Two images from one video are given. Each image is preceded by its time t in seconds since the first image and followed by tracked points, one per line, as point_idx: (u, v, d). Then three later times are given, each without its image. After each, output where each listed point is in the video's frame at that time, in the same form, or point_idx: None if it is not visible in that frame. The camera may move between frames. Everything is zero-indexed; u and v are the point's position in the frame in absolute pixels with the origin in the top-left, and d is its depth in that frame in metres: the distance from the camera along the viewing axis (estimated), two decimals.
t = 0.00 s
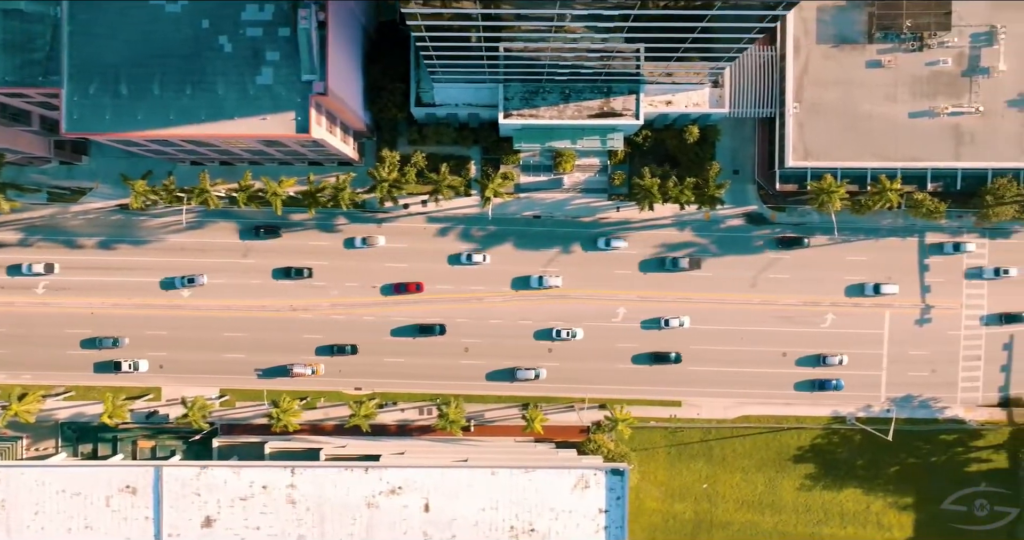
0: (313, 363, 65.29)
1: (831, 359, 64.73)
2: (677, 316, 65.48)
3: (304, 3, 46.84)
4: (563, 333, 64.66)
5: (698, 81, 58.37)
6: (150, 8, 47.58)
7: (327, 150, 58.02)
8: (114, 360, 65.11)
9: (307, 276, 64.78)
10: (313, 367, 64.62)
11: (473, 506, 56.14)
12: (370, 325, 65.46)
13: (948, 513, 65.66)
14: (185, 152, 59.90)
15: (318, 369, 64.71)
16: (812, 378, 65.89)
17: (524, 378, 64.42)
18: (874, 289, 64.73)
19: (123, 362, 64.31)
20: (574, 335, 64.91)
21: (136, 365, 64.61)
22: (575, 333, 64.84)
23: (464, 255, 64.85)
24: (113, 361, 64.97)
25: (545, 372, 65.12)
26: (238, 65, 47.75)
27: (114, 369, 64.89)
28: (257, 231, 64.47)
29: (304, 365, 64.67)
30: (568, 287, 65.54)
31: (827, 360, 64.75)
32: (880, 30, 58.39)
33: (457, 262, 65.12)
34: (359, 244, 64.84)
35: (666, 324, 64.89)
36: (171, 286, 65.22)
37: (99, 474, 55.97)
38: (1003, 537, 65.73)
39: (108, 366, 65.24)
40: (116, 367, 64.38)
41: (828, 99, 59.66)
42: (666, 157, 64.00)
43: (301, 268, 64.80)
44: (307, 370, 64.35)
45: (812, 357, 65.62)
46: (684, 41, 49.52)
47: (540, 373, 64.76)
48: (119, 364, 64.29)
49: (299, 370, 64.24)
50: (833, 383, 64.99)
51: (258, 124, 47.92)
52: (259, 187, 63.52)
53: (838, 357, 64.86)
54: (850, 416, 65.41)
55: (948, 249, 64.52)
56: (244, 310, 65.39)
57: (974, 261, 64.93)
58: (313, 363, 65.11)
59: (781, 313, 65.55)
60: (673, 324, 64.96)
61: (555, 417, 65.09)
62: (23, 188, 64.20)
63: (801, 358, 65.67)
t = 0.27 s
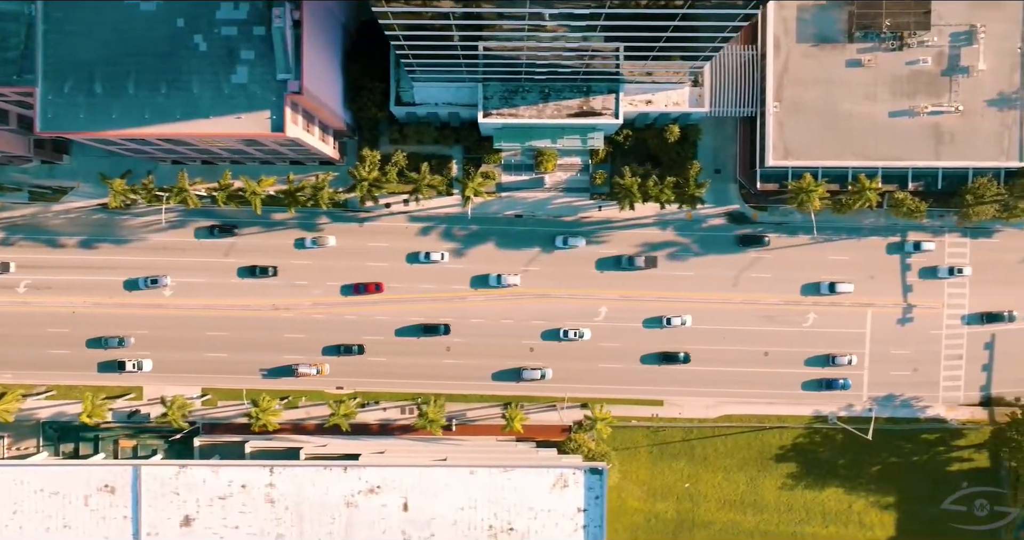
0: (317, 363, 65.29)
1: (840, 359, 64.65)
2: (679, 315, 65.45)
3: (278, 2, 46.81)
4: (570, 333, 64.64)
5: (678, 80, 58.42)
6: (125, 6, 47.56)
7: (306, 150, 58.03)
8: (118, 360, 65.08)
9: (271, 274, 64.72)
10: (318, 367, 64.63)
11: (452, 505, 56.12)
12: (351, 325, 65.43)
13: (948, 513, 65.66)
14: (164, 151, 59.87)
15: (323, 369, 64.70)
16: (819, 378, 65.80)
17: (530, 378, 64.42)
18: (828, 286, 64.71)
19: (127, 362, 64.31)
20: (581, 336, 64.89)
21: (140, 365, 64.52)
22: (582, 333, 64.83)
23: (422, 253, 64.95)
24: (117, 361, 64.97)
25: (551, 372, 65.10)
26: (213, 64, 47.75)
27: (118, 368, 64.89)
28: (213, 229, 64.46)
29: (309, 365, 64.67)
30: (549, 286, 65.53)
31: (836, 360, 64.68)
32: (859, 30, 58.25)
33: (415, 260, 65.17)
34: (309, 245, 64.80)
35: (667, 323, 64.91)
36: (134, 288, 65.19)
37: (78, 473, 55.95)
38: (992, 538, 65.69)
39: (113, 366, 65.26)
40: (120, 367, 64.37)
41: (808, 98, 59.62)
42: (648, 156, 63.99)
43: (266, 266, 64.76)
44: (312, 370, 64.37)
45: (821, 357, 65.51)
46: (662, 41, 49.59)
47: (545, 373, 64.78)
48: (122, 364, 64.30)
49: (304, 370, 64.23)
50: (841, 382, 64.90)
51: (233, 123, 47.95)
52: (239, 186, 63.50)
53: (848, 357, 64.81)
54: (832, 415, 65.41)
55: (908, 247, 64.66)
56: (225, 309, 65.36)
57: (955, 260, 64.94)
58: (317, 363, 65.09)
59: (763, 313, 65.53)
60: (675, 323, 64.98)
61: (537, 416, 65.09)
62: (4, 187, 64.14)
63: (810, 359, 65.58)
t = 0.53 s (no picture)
0: (322, 363, 65.29)
1: (850, 358, 64.61)
2: (681, 314, 65.42)
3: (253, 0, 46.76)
4: (578, 333, 64.66)
5: (658, 79, 58.39)
6: (99, 5, 47.53)
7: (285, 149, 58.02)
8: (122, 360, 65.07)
9: (234, 273, 64.67)
10: (323, 367, 64.65)
11: (431, 504, 56.11)
12: (333, 324, 65.38)
13: (950, 513, 65.60)
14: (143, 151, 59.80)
15: (328, 368, 64.73)
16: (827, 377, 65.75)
17: (536, 378, 64.45)
18: (783, 286, 64.86)
19: (131, 362, 64.29)
20: (589, 336, 64.89)
21: (143, 364, 64.49)
22: (590, 333, 64.82)
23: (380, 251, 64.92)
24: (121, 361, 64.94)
25: (557, 372, 65.12)
26: (188, 62, 47.72)
27: (122, 368, 64.88)
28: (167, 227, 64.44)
29: (314, 365, 64.65)
30: (531, 285, 65.50)
31: (845, 360, 64.65)
32: (839, 29, 58.16)
33: (372, 258, 65.12)
34: (258, 244, 64.81)
35: (669, 322, 64.87)
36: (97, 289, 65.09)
37: (56, 473, 55.93)
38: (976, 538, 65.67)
39: (117, 365, 65.25)
40: (124, 366, 64.35)
41: (788, 97, 59.59)
42: (629, 155, 63.97)
43: (230, 265, 64.67)
44: (317, 370, 64.38)
45: (830, 357, 65.45)
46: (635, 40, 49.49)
47: (551, 373, 64.79)
48: (126, 364, 64.28)
49: (309, 369, 64.22)
50: (848, 381, 64.85)
51: (208, 122, 47.92)
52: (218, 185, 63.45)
53: (857, 357, 64.75)
54: (814, 415, 65.39)
55: (869, 246, 64.55)
56: (207, 308, 65.30)
57: (937, 259, 64.96)
58: (322, 363, 65.08)
59: (745, 312, 65.52)
60: (676, 322, 64.95)
61: (519, 415, 65.08)
62: None
63: (819, 358, 65.53)
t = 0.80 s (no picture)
0: (326, 363, 65.29)
1: (858, 358, 64.60)
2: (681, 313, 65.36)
3: None
4: (585, 334, 64.71)
5: (637, 78, 58.40)
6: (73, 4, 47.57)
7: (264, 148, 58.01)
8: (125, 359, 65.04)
9: (199, 271, 64.59)
10: (328, 367, 64.65)
11: (409, 503, 56.10)
12: (314, 323, 65.35)
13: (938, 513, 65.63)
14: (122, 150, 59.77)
15: (333, 368, 64.75)
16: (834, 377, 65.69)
17: (542, 378, 64.48)
18: (738, 284, 64.90)
19: (134, 362, 64.27)
20: (597, 337, 64.91)
21: (147, 364, 64.48)
22: (598, 334, 64.85)
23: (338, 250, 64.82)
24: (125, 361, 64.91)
25: (562, 372, 65.15)
26: (162, 62, 47.68)
27: (125, 368, 64.88)
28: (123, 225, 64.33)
29: (318, 365, 64.69)
30: (513, 284, 65.45)
31: (854, 359, 64.61)
32: (818, 28, 58.09)
33: (330, 257, 65.05)
34: (207, 245, 64.75)
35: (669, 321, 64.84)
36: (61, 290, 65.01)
37: (33, 472, 55.93)
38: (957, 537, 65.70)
39: (120, 365, 65.23)
40: (127, 366, 64.34)
41: (769, 97, 59.53)
42: (610, 155, 63.99)
43: (195, 264, 64.60)
44: (322, 370, 64.41)
45: (839, 357, 65.40)
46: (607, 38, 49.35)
47: (557, 373, 64.84)
48: (130, 364, 64.28)
49: (314, 370, 64.27)
50: (856, 380, 64.75)
51: (182, 121, 47.87)
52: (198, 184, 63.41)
53: (865, 356, 64.71)
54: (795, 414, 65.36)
55: (829, 245, 64.65)
56: (188, 308, 65.25)
57: (918, 259, 64.96)
58: (326, 363, 65.08)
59: (727, 311, 65.51)
60: (676, 321, 64.90)
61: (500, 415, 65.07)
62: None
63: (828, 358, 65.44)
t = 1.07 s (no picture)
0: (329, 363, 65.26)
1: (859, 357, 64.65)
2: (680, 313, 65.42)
3: None
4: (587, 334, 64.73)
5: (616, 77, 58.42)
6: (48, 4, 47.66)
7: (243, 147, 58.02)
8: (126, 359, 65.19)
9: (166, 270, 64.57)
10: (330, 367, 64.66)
11: (388, 502, 56.10)
12: (296, 322, 65.32)
13: (919, 512, 65.83)
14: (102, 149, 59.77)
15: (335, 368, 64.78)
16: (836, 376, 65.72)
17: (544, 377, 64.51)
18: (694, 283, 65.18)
19: (136, 362, 64.47)
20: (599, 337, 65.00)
21: (147, 363, 64.74)
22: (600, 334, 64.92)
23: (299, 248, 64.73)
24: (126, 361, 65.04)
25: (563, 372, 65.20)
26: (136, 60, 47.61)
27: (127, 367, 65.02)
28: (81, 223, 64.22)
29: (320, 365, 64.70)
30: (495, 284, 65.45)
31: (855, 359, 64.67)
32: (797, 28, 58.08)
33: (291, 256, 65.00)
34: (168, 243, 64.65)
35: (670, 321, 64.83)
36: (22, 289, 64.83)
37: (12, 471, 55.91)
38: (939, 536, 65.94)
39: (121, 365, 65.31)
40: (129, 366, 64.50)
41: (748, 96, 59.50)
42: (591, 154, 64.02)
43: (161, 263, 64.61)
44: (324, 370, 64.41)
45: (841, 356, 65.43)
46: (581, 37, 49.32)
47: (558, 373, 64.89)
48: (132, 364, 64.46)
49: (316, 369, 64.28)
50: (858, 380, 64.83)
51: (156, 120, 47.77)
52: (178, 183, 63.35)
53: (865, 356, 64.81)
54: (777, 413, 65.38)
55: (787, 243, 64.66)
56: (169, 307, 65.22)
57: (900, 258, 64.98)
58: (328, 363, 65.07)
59: (708, 310, 65.55)
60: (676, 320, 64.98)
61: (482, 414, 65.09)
62: None
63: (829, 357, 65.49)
